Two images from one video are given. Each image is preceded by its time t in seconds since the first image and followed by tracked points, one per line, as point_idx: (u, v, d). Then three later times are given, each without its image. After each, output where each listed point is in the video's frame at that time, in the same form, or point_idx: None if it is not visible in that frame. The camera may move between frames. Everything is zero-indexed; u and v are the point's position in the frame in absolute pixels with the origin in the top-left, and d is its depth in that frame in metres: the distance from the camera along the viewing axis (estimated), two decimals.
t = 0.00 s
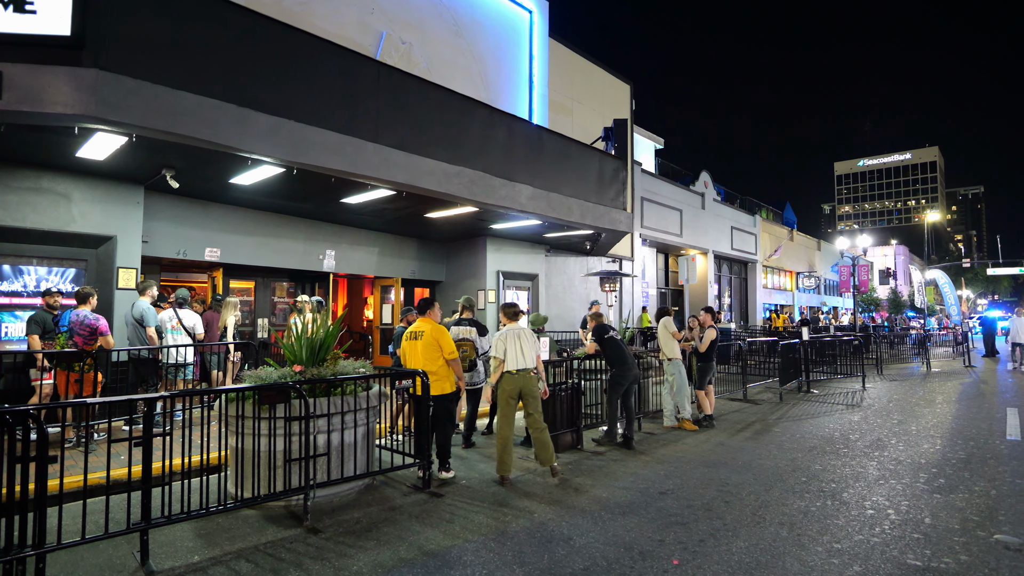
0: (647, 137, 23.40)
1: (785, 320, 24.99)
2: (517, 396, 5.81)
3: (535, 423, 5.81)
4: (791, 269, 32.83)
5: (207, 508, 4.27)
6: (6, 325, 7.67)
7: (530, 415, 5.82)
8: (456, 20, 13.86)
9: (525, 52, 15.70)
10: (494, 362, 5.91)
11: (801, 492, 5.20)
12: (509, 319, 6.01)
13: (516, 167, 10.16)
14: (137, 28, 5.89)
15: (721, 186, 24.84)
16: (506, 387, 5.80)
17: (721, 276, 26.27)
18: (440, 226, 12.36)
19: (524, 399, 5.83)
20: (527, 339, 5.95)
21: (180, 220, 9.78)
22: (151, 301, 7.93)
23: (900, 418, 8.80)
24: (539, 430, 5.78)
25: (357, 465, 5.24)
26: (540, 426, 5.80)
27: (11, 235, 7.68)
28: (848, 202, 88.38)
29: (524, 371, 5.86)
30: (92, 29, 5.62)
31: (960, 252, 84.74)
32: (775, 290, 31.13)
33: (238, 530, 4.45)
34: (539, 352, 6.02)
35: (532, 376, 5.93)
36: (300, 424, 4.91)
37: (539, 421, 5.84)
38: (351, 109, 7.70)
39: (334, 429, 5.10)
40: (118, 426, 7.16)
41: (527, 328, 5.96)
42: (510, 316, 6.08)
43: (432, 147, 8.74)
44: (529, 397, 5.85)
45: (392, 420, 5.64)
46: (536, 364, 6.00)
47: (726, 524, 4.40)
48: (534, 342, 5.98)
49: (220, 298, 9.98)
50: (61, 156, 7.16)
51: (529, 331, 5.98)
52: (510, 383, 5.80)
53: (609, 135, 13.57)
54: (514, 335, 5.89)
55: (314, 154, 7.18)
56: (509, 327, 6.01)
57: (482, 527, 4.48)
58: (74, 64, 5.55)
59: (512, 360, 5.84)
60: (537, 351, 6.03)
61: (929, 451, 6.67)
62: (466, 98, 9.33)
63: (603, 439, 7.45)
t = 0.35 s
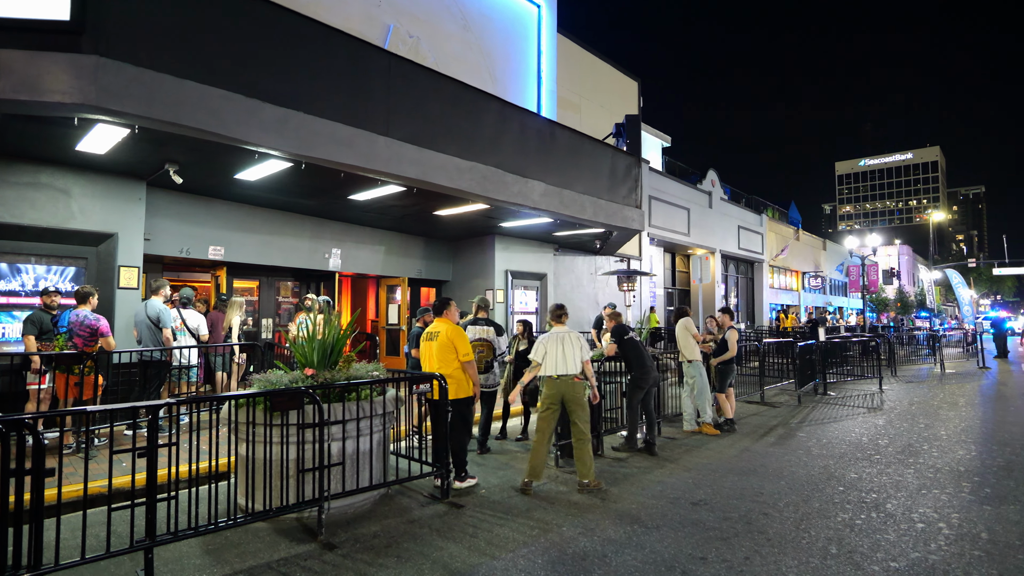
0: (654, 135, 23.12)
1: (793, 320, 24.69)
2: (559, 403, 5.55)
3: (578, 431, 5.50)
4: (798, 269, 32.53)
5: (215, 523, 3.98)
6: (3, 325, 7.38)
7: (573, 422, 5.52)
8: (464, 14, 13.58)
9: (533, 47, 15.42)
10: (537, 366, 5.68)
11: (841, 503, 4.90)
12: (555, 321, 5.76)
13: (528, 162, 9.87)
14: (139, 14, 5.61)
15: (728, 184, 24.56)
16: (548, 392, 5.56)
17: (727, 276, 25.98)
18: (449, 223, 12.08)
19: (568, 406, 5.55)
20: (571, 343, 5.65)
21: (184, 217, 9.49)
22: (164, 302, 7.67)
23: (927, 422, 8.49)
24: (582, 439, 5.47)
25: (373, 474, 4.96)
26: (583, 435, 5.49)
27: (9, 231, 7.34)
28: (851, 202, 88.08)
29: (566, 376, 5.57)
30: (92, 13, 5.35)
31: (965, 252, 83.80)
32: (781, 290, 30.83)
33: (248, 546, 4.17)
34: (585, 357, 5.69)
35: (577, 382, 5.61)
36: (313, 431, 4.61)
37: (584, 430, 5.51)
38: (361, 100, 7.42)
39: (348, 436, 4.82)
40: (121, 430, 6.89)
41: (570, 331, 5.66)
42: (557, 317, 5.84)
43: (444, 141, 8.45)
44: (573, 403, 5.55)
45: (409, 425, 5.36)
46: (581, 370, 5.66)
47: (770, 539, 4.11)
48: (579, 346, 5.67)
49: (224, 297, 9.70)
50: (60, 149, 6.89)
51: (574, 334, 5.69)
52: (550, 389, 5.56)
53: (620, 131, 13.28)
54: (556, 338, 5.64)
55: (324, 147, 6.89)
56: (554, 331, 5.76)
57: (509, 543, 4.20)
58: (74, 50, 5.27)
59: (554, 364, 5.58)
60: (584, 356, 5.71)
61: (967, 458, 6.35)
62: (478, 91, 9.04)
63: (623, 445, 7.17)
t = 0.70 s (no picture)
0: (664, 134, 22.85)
1: (806, 321, 24.41)
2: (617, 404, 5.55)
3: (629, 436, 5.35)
4: (808, 269, 32.22)
5: (238, 536, 3.79)
6: (13, 326, 7.19)
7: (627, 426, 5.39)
8: (476, 10, 13.35)
9: (545, 44, 15.18)
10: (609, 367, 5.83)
11: (891, 514, 4.67)
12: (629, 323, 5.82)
13: (546, 160, 9.65)
14: (154, 4, 5.41)
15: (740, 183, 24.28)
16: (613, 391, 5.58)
17: (738, 276, 25.70)
18: (462, 223, 11.87)
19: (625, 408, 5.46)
20: (638, 344, 5.62)
21: (195, 216, 9.30)
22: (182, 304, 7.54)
23: (959, 427, 8.25)
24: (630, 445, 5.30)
25: (398, 482, 4.75)
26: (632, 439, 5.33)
27: (18, 230, 7.17)
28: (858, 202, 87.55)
29: (626, 376, 5.53)
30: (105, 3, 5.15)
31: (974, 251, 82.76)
32: (791, 290, 30.51)
33: (273, 559, 3.97)
34: (651, 360, 5.57)
35: (635, 384, 5.49)
36: (338, 438, 4.41)
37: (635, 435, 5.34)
38: (379, 95, 7.20)
39: (374, 444, 4.61)
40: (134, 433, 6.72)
41: (633, 332, 5.64)
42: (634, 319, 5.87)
43: (462, 138, 8.23)
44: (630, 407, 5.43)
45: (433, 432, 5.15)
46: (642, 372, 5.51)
47: (824, 556, 3.88)
48: (641, 348, 5.58)
49: (236, 297, 9.52)
50: (70, 145, 6.70)
51: (642, 335, 5.65)
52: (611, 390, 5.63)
53: (636, 129, 13.03)
54: (622, 338, 5.70)
55: (342, 143, 6.68)
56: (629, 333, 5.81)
57: (548, 558, 3.98)
58: (87, 41, 5.07)
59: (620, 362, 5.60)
60: (648, 359, 5.58)
61: (1011, 465, 6.12)
62: (496, 87, 8.82)
63: (650, 451, 6.95)
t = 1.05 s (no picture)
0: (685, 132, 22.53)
1: (829, 322, 23.97)
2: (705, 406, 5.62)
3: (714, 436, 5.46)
4: (829, 269, 31.66)
5: (278, 546, 3.66)
6: (44, 328, 7.20)
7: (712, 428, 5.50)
8: (498, 7, 13.21)
9: (566, 41, 14.99)
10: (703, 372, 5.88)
11: (953, 529, 4.45)
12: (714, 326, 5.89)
13: (573, 158, 9.47)
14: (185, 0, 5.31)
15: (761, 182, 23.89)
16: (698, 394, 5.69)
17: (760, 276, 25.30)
18: (486, 223, 11.73)
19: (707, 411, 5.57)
20: (715, 346, 5.65)
21: (220, 217, 9.24)
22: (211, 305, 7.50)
23: (1006, 433, 7.95)
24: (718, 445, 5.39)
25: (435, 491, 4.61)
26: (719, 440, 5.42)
27: (47, 232, 7.14)
28: (877, 201, 86.20)
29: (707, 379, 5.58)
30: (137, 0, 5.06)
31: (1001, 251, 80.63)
32: (813, 291, 30.01)
33: (311, 570, 3.85)
34: (729, 362, 5.55)
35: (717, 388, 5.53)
36: (377, 444, 4.27)
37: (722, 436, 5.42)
38: (408, 93, 7.07)
39: (411, 450, 4.48)
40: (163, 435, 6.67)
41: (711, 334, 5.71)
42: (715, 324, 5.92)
43: (490, 136, 8.08)
44: (714, 409, 5.49)
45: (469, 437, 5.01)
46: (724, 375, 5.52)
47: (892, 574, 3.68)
48: (718, 349, 5.63)
49: (260, 298, 9.45)
50: (99, 146, 6.65)
51: (719, 336, 5.66)
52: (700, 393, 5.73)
53: (661, 126, 12.81)
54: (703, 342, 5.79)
55: (371, 141, 6.55)
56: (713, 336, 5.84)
57: (597, 572, 3.82)
58: (119, 39, 4.99)
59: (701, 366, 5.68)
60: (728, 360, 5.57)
61: None
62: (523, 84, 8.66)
63: (686, 458, 6.75)
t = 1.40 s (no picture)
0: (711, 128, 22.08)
1: (862, 321, 23.29)
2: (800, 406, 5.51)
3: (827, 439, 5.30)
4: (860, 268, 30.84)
5: (315, 554, 3.49)
6: (74, 326, 7.13)
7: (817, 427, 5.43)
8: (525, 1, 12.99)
9: (593, 35, 14.71)
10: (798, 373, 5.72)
11: None
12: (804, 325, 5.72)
13: (605, 152, 9.21)
14: None
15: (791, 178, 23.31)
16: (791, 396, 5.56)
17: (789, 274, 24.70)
18: (513, 220, 11.52)
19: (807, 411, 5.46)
20: (804, 348, 5.49)
21: (248, 215, 9.18)
22: (239, 303, 7.41)
23: None
24: (833, 445, 5.31)
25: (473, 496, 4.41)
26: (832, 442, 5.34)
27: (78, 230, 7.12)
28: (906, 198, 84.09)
29: (803, 381, 5.46)
30: None
31: None
32: (844, 289, 29.23)
33: None
34: (820, 362, 5.37)
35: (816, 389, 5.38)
36: (414, 446, 4.09)
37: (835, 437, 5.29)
38: (439, 85, 6.90)
39: (449, 453, 4.29)
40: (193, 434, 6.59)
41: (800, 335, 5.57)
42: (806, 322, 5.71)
43: (521, 129, 7.87)
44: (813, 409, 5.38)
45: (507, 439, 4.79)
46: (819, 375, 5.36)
47: None
48: (808, 349, 5.47)
49: (288, 296, 9.36)
50: (129, 142, 6.59)
51: (807, 337, 5.50)
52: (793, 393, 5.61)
53: (692, 120, 12.47)
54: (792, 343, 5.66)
55: (402, 135, 6.38)
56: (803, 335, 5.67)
57: None
58: (149, 30, 4.90)
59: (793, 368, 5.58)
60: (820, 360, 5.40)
61: None
62: (555, 76, 8.43)
63: (728, 462, 6.46)
